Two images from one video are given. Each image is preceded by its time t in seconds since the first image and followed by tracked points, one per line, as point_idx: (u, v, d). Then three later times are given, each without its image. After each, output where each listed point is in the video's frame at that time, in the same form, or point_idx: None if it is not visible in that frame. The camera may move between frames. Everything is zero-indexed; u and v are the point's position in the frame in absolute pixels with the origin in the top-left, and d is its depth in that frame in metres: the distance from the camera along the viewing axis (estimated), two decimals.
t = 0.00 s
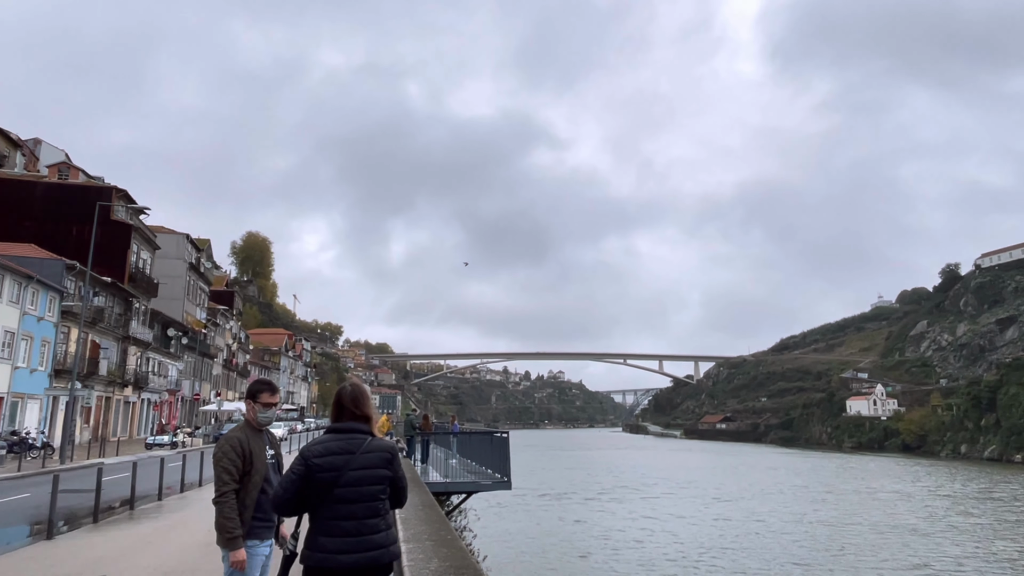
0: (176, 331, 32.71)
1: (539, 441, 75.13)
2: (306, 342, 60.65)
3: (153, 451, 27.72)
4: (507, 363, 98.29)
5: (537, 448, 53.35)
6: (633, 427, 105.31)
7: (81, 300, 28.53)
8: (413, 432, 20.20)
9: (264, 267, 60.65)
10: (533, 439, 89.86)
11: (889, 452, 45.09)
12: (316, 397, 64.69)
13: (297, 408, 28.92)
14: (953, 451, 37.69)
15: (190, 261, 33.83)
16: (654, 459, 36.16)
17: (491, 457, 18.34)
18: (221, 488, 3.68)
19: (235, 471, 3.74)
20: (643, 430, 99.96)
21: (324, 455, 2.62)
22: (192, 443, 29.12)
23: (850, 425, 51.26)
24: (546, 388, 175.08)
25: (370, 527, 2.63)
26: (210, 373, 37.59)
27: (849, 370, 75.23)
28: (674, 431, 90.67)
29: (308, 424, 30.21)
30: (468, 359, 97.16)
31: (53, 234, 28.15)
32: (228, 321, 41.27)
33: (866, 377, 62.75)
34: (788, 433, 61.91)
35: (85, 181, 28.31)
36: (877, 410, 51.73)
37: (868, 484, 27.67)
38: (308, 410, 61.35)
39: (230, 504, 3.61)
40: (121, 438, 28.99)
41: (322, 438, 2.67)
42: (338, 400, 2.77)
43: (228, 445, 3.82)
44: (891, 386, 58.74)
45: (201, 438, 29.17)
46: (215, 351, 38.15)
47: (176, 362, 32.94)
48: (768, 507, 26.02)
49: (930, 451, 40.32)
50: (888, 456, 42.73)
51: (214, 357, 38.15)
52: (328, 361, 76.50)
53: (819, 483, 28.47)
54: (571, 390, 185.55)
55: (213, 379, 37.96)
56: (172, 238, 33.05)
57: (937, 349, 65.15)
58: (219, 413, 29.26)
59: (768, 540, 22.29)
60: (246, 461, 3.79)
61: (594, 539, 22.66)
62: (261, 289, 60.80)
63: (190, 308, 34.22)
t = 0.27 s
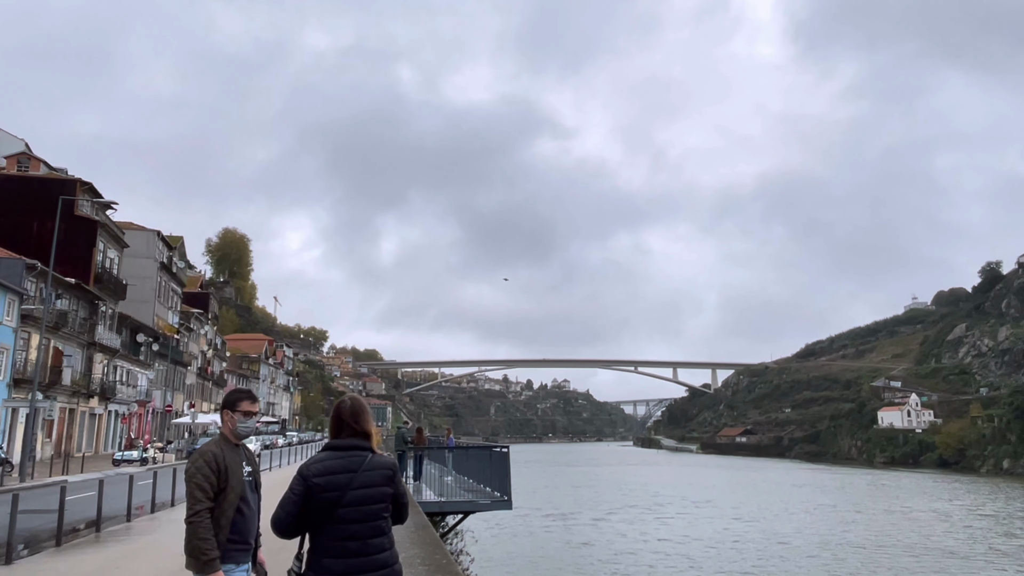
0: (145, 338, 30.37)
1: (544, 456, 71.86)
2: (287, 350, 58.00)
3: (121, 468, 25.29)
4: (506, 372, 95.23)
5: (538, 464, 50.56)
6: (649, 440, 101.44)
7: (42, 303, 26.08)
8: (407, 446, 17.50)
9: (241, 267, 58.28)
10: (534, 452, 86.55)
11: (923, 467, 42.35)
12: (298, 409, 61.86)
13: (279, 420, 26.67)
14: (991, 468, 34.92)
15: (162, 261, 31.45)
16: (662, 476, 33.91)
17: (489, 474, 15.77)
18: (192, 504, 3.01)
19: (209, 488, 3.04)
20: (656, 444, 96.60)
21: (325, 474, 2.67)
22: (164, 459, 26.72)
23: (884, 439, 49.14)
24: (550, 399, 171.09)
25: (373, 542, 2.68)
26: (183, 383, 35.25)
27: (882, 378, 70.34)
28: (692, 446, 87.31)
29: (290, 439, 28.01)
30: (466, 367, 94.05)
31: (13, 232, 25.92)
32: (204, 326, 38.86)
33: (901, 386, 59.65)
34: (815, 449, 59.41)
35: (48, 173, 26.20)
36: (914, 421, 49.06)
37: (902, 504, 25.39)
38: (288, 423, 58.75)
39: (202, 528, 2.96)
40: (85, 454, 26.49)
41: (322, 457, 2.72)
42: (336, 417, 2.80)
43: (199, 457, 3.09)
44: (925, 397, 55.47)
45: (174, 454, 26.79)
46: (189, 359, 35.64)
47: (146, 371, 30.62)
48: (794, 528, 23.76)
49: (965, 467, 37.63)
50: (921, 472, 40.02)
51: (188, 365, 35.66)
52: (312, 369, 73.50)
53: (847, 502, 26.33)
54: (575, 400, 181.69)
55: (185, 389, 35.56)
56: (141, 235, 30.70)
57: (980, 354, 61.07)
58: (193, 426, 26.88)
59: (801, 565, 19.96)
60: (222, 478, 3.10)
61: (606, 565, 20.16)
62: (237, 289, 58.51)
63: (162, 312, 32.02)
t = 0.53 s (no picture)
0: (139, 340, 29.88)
1: (548, 459, 71.02)
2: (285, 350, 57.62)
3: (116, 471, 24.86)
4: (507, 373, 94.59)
5: (540, 467, 49.93)
6: (652, 443, 100.70)
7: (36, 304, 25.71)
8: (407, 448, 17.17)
9: (238, 266, 57.75)
10: (535, 455, 85.81)
11: (937, 468, 41.58)
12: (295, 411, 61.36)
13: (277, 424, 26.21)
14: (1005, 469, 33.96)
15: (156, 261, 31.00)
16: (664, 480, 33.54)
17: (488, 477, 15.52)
18: (191, 509, 2.70)
19: (211, 491, 2.73)
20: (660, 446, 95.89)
21: (334, 473, 2.58)
22: (160, 462, 26.28)
23: (891, 441, 48.46)
24: (551, 401, 170.27)
25: (382, 540, 2.62)
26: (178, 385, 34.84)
27: (889, 381, 69.73)
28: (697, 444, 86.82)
29: (287, 443, 27.61)
30: (467, 368, 93.47)
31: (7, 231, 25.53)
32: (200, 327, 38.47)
33: (908, 389, 59.05)
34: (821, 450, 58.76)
35: (40, 173, 25.72)
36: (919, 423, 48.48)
37: (912, 508, 24.90)
38: (286, 425, 58.39)
39: (206, 533, 2.68)
40: (80, 457, 26.15)
41: (329, 457, 2.62)
42: (342, 417, 2.71)
43: (199, 458, 2.75)
44: (931, 399, 54.89)
45: (171, 457, 26.32)
46: (183, 360, 35.20)
47: (141, 373, 30.21)
48: (802, 532, 23.33)
49: (979, 470, 36.86)
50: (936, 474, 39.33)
51: (183, 367, 35.15)
52: (308, 370, 72.82)
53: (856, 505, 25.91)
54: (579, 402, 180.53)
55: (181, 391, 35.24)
56: (137, 236, 30.42)
57: (986, 355, 60.66)
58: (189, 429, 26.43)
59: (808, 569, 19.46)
60: (223, 478, 2.80)
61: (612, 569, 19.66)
62: (234, 291, 57.91)
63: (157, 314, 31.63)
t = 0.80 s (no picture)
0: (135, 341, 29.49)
1: (550, 462, 70.20)
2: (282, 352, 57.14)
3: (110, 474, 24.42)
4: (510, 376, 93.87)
5: (542, 470, 49.25)
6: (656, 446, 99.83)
7: (29, 304, 25.34)
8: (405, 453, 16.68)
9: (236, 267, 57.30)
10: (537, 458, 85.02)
11: (947, 471, 40.90)
12: (292, 414, 60.70)
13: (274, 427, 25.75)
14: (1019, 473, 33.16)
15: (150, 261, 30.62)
16: (667, 484, 33.09)
17: (491, 482, 14.91)
18: (199, 514, 2.40)
19: (218, 495, 2.46)
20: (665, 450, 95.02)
21: (327, 476, 2.31)
22: (155, 466, 25.73)
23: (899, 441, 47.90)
24: (552, 405, 169.32)
25: (375, 551, 2.32)
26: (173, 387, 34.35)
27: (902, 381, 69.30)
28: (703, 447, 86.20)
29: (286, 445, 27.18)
30: (467, 370, 92.73)
31: None
32: (195, 328, 38.01)
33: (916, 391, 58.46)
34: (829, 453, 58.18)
35: (34, 171, 25.21)
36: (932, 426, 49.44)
37: (925, 513, 24.37)
38: (282, 429, 57.89)
39: (217, 540, 2.39)
40: (73, 461, 25.72)
41: (321, 459, 2.35)
42: (336, 419, 2.43)
43: (199, 457, 2.46)
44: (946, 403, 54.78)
45: (165, 461, 25.74)
46: (179, 362, 34.71)
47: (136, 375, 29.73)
48: (811, 537, 22.87)
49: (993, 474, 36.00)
50: (949, 478, 38.62)
51: (177, 369, 34.61)
52: (306, 372, 72.17)
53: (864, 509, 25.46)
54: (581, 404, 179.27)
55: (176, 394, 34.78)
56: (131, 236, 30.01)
57: (996, 357, 59.96)
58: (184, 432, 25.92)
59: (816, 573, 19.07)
60: (229, 482, 2.51)
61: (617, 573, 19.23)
62: (230, 291, 57.37)
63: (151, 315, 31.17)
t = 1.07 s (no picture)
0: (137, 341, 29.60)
1: (552, 462, 69.95)
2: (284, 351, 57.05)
3: (114, 474, 24.51)
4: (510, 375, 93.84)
5: (542, 470, 49.04)
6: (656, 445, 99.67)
7: (31, 305, 25.49)
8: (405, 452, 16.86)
9: (236, 267, 57.41)
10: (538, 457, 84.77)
11: (948, 472, 40.66)
12: (292, 414, 60.58)
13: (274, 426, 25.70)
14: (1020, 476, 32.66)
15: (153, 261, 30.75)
16: (668, 484, 33.07)
17: (491, 481, 14.92)
18: (224, 514, 2.40)
19: (239, 494, 2.47)
20: (665, 450, 94.90)
21: (314, 477, 2.32)
22: (156, 466, 25.82)
23: (899, 441, 47.65)
24: (553, 404, 168.97)
25: (359, 551, 2.32)
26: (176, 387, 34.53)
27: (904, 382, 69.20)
28: (704, 448, 85.87)
29: (286, 444, 27.18)
30: (468, 369, 92.69)
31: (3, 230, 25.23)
32: (197, 329, 38.08)
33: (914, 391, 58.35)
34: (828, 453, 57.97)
35: (36, 171, 25.24)
36: (931, 426, 48.76)
37: (926, 515, 24.20)
38: (283, 428, 58.03)
39: (240, 539, 2.40)
40: (75, 460, 25.80)
41: (310, 458, 2.36)
42: (327, 420, 2.44)
43: (207, 457, 2.44)
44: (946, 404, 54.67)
45: (166, 460, 25.83)
46: (180, 362, 34.77)
47: (137, 374, 29.75)
48: (812, 537, 22.83)
49: (997, 475, 35.50)
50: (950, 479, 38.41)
51: (178, 369, 34.61)
52: (306, 372, 72.22)
53: (863, 510, 25.39)
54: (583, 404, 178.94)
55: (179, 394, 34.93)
56: (132, 235, 29.91)
57: (997, 358, 59.60)
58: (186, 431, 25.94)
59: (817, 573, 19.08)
60: (247, 482, 2.54)
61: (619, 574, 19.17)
62: (231, 291, 57.39)
63: (153, 314, 31.33)
